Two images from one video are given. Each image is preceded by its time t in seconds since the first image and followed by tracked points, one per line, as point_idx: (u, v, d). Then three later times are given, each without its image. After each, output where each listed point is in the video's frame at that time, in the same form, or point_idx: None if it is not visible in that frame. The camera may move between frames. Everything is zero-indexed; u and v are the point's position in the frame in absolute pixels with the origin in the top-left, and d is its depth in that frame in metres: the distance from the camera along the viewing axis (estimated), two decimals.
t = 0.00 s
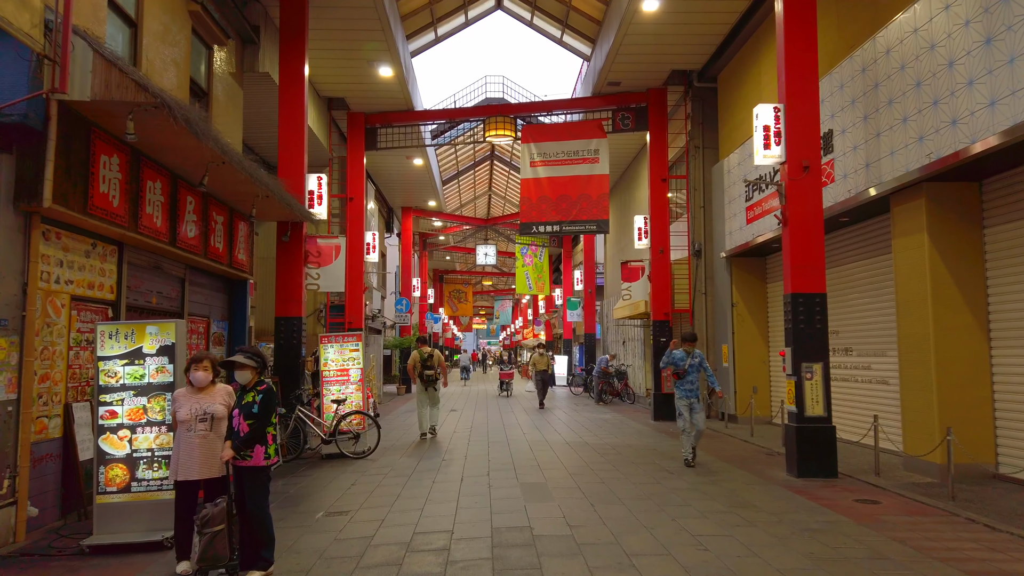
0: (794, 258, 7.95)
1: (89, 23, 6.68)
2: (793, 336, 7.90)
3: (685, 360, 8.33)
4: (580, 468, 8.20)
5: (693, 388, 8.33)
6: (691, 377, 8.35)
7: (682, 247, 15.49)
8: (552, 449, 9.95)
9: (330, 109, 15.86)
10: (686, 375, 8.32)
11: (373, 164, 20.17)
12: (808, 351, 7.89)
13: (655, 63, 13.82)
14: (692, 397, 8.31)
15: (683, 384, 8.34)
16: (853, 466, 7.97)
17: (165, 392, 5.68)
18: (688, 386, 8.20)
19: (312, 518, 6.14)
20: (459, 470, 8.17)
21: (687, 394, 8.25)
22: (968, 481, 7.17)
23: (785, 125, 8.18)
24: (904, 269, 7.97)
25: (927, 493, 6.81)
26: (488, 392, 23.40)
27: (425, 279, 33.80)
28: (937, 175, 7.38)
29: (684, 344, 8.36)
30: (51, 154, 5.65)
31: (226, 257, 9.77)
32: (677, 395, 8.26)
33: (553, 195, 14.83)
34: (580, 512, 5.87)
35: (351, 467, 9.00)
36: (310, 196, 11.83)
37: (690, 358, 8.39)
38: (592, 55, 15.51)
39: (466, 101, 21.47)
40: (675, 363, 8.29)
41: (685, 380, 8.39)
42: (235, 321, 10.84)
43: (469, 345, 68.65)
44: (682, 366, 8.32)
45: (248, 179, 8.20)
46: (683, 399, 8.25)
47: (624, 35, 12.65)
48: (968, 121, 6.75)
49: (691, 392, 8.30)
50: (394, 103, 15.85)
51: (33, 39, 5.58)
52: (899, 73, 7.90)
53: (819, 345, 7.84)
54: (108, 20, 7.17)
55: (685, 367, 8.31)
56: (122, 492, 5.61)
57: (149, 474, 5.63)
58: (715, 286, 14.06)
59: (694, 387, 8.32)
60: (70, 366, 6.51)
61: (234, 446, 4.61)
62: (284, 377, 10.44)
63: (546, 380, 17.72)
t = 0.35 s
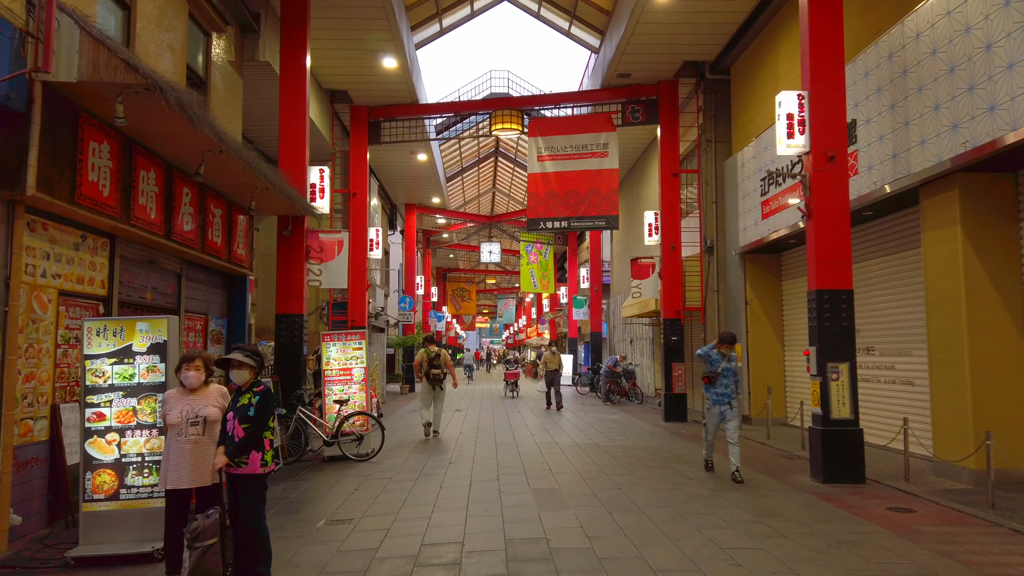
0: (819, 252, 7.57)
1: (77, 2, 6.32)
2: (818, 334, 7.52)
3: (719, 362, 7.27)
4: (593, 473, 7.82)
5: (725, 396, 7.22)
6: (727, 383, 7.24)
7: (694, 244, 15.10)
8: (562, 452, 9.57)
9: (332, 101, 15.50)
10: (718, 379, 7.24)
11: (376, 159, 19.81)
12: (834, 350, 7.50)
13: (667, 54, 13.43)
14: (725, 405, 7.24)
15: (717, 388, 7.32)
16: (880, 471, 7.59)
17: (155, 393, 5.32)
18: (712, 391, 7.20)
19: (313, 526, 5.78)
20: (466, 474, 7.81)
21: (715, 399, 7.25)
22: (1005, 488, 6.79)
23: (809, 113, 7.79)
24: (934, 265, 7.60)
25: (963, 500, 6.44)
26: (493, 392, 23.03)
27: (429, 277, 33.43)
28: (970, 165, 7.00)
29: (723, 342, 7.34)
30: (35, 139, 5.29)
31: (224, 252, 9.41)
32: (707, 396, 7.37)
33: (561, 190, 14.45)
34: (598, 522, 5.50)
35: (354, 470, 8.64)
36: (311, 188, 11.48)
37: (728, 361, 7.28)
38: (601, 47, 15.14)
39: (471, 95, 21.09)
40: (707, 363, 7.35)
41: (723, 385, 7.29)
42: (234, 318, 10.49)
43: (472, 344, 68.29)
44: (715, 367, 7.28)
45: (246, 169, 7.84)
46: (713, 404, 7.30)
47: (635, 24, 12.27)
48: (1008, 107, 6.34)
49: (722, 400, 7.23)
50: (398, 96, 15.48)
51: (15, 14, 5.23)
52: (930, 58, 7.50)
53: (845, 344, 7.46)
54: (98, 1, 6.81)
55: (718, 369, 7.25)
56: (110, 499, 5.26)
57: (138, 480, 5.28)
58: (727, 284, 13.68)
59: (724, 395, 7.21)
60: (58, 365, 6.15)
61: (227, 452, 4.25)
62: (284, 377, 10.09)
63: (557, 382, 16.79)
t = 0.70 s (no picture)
0: (835, 241, 7.21)
1: None
2: (835, 328, 7.16)
3: (745, 356, 6.49)
4: (597, 472, 7.47)
5: (755, 394, 6.42)
6: (756, 379, 6.44)
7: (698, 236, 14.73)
8: (564, 451, 9.22)
9: (327, 90, 15.11)
10: (746, 376, 6.45)
11: (373, 151, 19.43)
12: (851, 344, 7.15)
13: (670, 41, 13.05)
14: (756, 405, 6.41)
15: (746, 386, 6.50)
16: (899, 471, 7.25)
17: (130, 390, 4.96)
18: (742, 389, 6.40)
19: (302, 532, 5.43)
20: (465, 475, 7.46)
21: (746, 398, 6.44)
22: None
23: (824, 95, 7.42)
24: (955, 255, 7.24)
25: (989, 502, 6.10)
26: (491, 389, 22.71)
27: (426, 272, 33.10)
28: (995, 150, 6.62)
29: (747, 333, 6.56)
30: None
31: (212, 243, 9.04)
32: (734, 396, 6.55)
33: (562, 181, 14.07)
34: (606, 528, 5.15)
35: (347, 469, 8.30)
36: (304, 177, 11.08)
37: (756, 355, 6.50)
38: (603, 35, 14.75)
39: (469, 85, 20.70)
40: (732, 358, 6.58)
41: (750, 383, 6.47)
42: (224, 312, 10.12)
43: (470, 340, 67.93)
44: (741, 363, 6.50)
45: (233, 154, 7.45)
46: (742, 404, 6.47)
47: (639, 9, 11.88)
48: None
49: (752, 399, 6.43)
50: (395, 85, 15.10)
51: None
52: (953, 37, 7.10)
53: (863, 338, 7.11)
54: None
55: (746, 365, 6.46)
56: (82, 504, 4.91)
57: (112, 483, 4.92)
58: (733, 278, 13.30)
59: (755, 393, 6.42)
60: (30, 361, 5.78)
61: (202, 455, 3.86)
62: (275, 373, 9.71)
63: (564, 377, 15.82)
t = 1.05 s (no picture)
0: (855, 235, 6.84)
1: None
2: (855, 327, 6.80)
3: (782, 355, 5.90)
4: (604, 479, 7.09)
5: (793, 398, 5.85)
6: (794, 381, 5.89)
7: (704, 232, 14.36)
8: (569, 454, 8.84)
9: (322, 83, 14.71)
10: (782, 377, 5.87)
11: (370, 146, 19.03)
12: (872, 344, 6.78)
13: (675, 32, 12.67)
14: (793, 409, 5.84)
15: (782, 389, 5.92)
16: (921, 478, 6.89)
17: (103, 395, 4.58)
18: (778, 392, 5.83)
19: (291, 546, 5.04)
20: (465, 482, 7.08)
21: (782, 402, 5.86)
22: None
23: (843, 82, 7.05)
24: (979, 249, 6.90)
25: (1023, 511, 5.74)
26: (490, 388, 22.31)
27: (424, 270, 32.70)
28: None
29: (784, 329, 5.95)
30: None
31: (200, 238, 8.64)
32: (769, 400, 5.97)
33: (564, 176, 13.69)
34: (618, 543, 4.78)
35: (341, 475, 7.91)
36: (296, 170, 10.68)
37: (793, 354, 5.92)
38: (605, 26, 14.37)
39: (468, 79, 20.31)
40: (768, 357, 5.99)
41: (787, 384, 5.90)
42: (213, 311, 9.73)
43: (468, 339, 67.40)
44: (778, 362, 5.91)
45: (220, 143, 7.06)
46: (778, 409, 5.90)
47: None
48: None
49: (789, 404, 5.84)
50: (392, 77, 14.71)
51: None
52: (979, 20, 6.73)
53: (884, 338, 6.75)
54: None
55: (783, 365, 5.89)
56: (51, 518, 4.52)
57: (85, 496, 4.54)
58: (740, 275, 12.96)
59: (792, 397, 5.84)
60: None
61: (177, 469, 3.47)
62: (267, 374, 9.31)
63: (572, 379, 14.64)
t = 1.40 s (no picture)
0: (881, 229, 6.48)
1: None
2: (882, 327, 6.42)
3: (848, 359, 4.99)
4: (615, 487, 6.71)
5: (858, 409, 4.96)
6: (860, 390, 4.98)
7: (711, 229, 13.98)
8: (576, 459, 8.46)
9: (319, 75, 14.32)
10: (847, 385, 4.98)
11: (367, 141, 18.63)
12: (899, 344, 6.41)
13: (683, 22, 12.29)
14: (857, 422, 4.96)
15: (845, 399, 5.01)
16: (950, 486, 6.52)
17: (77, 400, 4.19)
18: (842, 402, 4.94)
19: (283, 562, 4.65)
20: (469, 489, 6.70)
21: (845, 414, 4.97)
22: None
23: (868, 68, 6.68)
24: (1011, 244, 6.55)
25: None
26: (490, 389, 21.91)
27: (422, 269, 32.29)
28: None
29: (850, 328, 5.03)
30: None
31: (190, 233, 8.23)
32: (828, 411, 5.08)
33: (568, 171, 13.31)
34: (639, 560, 4.38)
35: (337, 482, 7.52)
36: (291, 162, 10.29)
37: (860, 357, 5.01)
38: (610, 17, 13.99)
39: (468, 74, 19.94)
40: (829, 360, 5.07)
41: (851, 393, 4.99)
42: (204, 310, 9.33)
43: (466, 339, 66.96)
44: (842, 367, 5.01)
45: (209, 130, 6.65)
46: (838, 421, 5.01)
47: None
48: None
49: (854, 416, 4.96)
50: (391, 69, 14.31)
51: None
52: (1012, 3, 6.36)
53: (913, 338, 6.38)
54: None
55: (848, 369, 4.99)
56: (19, 535, 4.11)
57: (56, 510, 4.14)
58: (748, 273, 12.60)
59: (858, 407, 4.95)
60: None
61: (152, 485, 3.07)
62: (261, 375, 8.92)
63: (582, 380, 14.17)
